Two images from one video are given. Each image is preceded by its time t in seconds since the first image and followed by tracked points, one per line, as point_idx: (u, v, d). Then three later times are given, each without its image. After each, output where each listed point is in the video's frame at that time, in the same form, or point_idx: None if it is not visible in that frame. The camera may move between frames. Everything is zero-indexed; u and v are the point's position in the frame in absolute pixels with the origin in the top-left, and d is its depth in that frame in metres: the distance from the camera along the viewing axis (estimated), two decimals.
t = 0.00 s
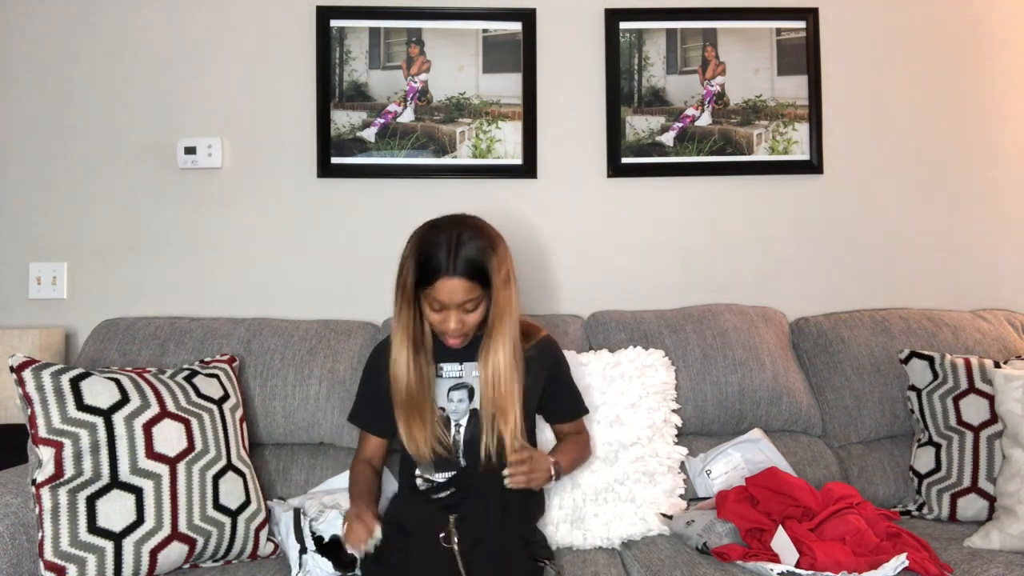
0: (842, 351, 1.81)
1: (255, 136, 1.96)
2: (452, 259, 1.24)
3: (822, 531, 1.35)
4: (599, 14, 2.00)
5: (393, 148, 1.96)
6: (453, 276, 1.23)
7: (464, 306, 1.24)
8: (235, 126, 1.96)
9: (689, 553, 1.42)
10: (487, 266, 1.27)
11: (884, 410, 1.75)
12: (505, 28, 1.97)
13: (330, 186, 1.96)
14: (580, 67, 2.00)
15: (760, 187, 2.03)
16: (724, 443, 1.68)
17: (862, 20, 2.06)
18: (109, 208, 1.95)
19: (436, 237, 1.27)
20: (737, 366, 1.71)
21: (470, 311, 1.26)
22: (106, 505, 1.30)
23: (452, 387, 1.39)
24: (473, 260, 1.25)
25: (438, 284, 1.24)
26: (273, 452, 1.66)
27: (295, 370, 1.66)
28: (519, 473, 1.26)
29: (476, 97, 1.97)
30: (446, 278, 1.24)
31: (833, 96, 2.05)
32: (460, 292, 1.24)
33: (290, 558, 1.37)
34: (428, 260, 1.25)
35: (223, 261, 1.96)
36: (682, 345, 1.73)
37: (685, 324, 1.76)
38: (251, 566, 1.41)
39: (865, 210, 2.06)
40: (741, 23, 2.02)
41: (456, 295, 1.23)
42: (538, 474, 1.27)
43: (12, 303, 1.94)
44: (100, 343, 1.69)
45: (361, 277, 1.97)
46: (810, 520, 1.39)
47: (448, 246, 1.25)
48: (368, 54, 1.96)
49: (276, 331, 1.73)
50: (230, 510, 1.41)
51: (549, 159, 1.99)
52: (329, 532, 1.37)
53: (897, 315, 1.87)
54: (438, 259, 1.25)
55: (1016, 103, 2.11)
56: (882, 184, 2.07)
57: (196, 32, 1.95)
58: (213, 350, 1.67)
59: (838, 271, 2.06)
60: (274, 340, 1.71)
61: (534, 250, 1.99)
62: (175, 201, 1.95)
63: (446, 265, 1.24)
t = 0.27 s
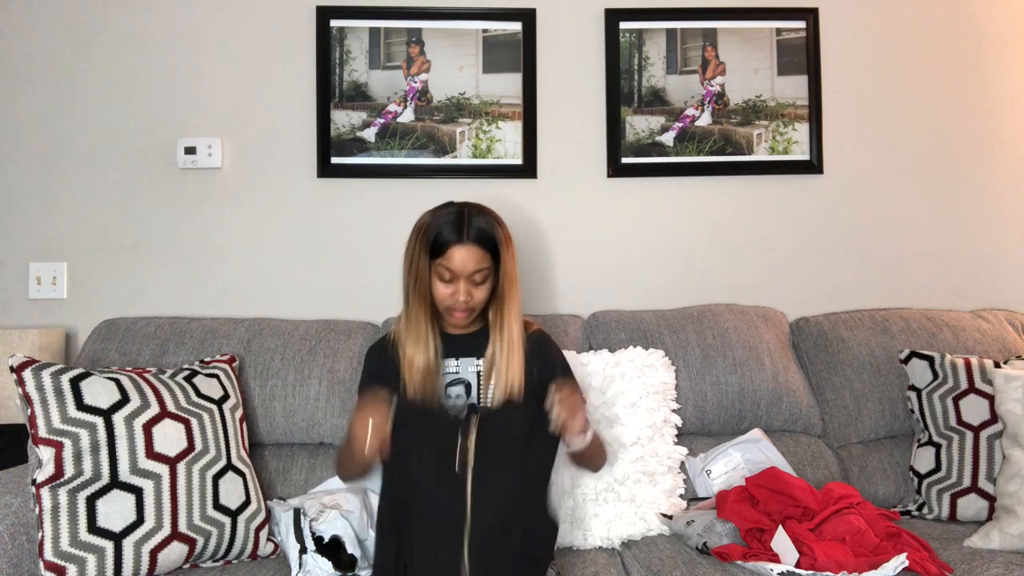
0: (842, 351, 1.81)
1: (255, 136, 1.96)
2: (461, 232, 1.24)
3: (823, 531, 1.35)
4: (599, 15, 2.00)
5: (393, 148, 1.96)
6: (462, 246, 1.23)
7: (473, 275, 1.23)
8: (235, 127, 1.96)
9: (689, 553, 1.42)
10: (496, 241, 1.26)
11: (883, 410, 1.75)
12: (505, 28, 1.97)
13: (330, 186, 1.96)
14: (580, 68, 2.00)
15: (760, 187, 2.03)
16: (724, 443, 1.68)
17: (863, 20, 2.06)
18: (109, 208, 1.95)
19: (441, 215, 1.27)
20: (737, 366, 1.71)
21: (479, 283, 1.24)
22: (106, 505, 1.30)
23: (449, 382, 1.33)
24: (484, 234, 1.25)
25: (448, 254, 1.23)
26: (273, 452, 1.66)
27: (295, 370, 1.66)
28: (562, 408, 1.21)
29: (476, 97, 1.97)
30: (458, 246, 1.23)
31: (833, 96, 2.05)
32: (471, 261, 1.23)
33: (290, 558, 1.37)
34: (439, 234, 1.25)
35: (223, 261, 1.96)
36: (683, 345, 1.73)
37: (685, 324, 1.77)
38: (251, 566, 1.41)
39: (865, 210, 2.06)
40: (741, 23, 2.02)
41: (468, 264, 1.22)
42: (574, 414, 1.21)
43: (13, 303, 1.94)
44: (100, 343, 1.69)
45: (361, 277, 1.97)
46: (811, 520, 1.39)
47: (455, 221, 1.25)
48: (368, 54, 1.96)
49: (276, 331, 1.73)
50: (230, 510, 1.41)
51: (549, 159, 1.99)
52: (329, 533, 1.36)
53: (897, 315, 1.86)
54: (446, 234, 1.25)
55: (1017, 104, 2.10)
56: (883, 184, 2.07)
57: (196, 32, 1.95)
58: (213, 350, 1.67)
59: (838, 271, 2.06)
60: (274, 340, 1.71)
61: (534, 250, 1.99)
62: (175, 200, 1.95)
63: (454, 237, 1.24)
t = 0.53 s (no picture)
0: (842, 350, 1.81)
1: (255, 136, 1.96)
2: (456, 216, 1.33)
3: (823, 531, 1.35)
4: (599, 15, 2.00)
5: (393, 148, 1.96)
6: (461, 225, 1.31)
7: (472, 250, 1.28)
8: (235, 126, 1.96)
9: (689, 552, 1.42)
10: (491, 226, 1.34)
11: (883, 410, 1.75)
12: (505, 28, 1.97)
13: (330, 186, 1.96)
14: (580, 68, 2.00)
15: (760, 187, 2.03)
16: (724, 443, 1.68)
17: (863, 20, 2.06)
18: (109, 208, 1.95)
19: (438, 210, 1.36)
20: (737, 366, 1.71)
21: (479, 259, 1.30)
22: (106, 505, 1.30)
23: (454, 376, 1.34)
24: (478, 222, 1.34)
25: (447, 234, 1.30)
26: (273, 452, 1.66)
27: (295, 370, 1.66)
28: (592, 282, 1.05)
29: (476, 97, 1.97)
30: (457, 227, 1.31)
31: (833, 96, 2.05)
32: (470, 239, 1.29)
33: (290, 558, 1.37)
34: (435, 221, 1.33)
35: (223, 261, 1.96)
36: (683, 345, 1.73)
37: (685, 324, 1.77)
38: (251, 566, 1.41)
39: (865, 210, 2.06)
40: (741, 23, 2.02)
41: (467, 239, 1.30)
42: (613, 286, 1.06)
43: (12, 303, 1.94)
44: (100, 343, 1.69)
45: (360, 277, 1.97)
46: (811, 520, 1.39)
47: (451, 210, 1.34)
48: (367, 54, 1.96)
49: (276, 331, 1.73)
50: (230, 510, 1.41)
51: (549, 159, 1.99)
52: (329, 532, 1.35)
53: (897, 315, 1.87)
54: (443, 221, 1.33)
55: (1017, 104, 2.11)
56: (883, 183, 2.07)
57: (196, 32, 1.95)
58: (213, 349, 1.67)
59: (839, 271, 2.06)
60: (274, 340, 1.71)
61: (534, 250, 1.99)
62: (175, 200, 1.95)
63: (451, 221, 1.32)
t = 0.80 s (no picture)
0: (842, 350, 1.81)
1: (254, 136, 1.96)
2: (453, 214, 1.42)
3: (822, 531, 1.35)
4: (599, 15, 2.00)
5: (393, 148, 1.96)
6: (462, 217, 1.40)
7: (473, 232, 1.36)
8: (235, 126, 1.96)
9: (689, 553, 1.42)
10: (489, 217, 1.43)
11: (884, 410, 1.75)
12: (505, 28, 1.97)
13: (330, 187, 1.96)
14: (580, 68, 2.00)
15: (760, 188, 2.03)
16: (724, 443, 1.67)
17: (863, 19, 2.06)
18: (109, 208, 1.95)
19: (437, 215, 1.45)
20: (737, 366, 1.71)
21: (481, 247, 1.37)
22: (106, 505, 1.30)
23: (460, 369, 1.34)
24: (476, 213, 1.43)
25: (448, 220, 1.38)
26: (273, 452, 1.66)
27: (295, 370, 1.66)
28: (592, 229, 1.28)
29: (476, 97, 1.97)
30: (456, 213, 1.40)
31: (833, 96, 2.05)
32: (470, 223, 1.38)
33: (290, 558, 1.36)
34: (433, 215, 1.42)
35: (223, 261, 1.96)
36: (683, 345, 1.73)
37: (685, 324, 1.77)
38: (251, 566, 1.41)
39: (865, 210, 2.06)
40: (741, 23, 2.02)
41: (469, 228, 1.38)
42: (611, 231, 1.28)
43: (12, 303, 1.93)
44: (100, 343, 1.69)
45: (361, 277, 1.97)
46: (811, 519, 1.39)
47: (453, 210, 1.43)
48: (367, 54, 1.96)
49: (276, 331, 1.73)
50: (230, 510, 1.41)
51: (549, 159, 1.99)
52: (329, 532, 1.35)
53: (897, 315, 1.87)
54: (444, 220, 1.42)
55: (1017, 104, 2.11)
56: (883, 183, 2.07)
57: (196, 32, 1.95)
58: (213, 349, 1.67)
59: (839, 271, 2.06)
60: (274, 340, 1.71)
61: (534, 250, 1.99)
62: (175, 200, 1.95)
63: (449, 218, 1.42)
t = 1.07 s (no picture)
0: (842, 350, 1.81)
1: (255, 136, 1.96)
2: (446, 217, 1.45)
3: (822, 531, 1.36)
4: (599, 15, 2.00)
5: (393, 149, 1.96)
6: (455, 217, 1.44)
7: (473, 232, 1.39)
8: (235, 126, 1.96)
9: (689, 552, 1.42)
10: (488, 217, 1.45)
11: (884, 410, 1.75)
12: (505, 28, 1.97)
13: (330, 187, 1.96)
14: (580, 68, 2.00)
15: (760, 187, 2.03)
16: (724, 443, 1.67)
17: (863, 19, 2.06)
18: (109, 208, 1.95)
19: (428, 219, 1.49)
20: (737, 366, 1.71)
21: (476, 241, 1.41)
22: (106, 505, 1.30)
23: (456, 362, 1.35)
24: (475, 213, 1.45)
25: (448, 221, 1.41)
26: (273, 452, 1.66)
27: (295, 370, 1.66)
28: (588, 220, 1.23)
29: (476, 97, 1.97)
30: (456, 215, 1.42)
31: (833, 96, 2.05)
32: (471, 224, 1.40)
33: (290, 558, 1.37)
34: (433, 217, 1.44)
35: (223, 261, 1.96)
36: (683, 345, 1.73)
37: (685, 325, 1.77)
38: (251, 566, 1.41)
39: (865, 210, 2.06)
40: (741, 23, 2.02)
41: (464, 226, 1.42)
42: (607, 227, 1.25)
43: (12, 303, 1.94)
44: (100, 343, 1.69)
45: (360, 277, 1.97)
46: (811, 519, 1.39)
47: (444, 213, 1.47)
48: (367, 54, 1.96)
49: (276, 331, 1.73)
50: (230, 510, 1.41)
51: (549, 159, 1.99)
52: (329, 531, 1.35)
53: (897, 315, 1.87)
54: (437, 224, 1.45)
55: (1017, 103, 2.11)
56: (884, 183, 2.07)
57: (196, 32, 1.95)
58: (213, 349, 1.67)
59: (839, 271, 2.06)
60: (274, 340, 1.71)
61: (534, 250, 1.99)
62: (175, 200, 1.95)
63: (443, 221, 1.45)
